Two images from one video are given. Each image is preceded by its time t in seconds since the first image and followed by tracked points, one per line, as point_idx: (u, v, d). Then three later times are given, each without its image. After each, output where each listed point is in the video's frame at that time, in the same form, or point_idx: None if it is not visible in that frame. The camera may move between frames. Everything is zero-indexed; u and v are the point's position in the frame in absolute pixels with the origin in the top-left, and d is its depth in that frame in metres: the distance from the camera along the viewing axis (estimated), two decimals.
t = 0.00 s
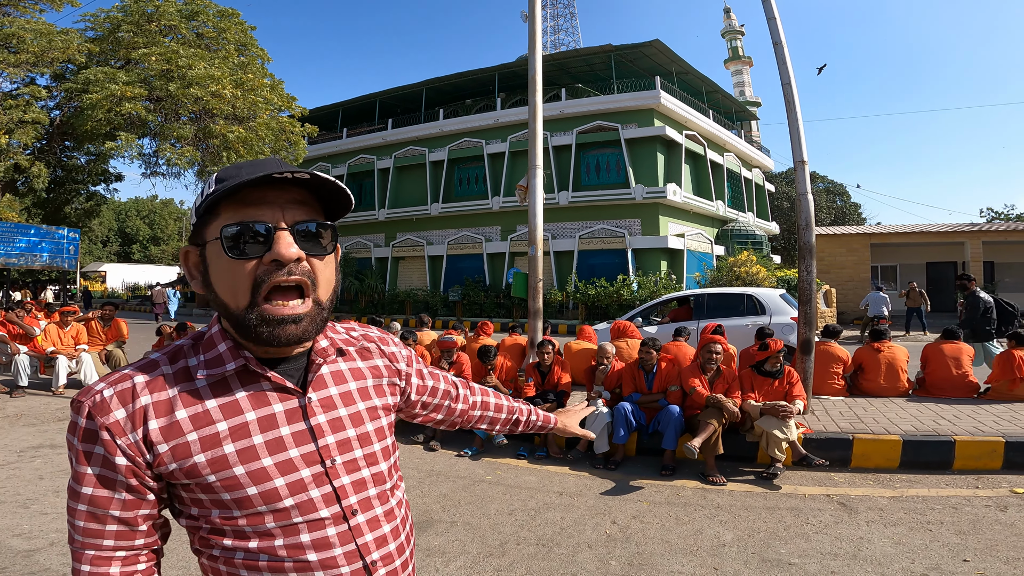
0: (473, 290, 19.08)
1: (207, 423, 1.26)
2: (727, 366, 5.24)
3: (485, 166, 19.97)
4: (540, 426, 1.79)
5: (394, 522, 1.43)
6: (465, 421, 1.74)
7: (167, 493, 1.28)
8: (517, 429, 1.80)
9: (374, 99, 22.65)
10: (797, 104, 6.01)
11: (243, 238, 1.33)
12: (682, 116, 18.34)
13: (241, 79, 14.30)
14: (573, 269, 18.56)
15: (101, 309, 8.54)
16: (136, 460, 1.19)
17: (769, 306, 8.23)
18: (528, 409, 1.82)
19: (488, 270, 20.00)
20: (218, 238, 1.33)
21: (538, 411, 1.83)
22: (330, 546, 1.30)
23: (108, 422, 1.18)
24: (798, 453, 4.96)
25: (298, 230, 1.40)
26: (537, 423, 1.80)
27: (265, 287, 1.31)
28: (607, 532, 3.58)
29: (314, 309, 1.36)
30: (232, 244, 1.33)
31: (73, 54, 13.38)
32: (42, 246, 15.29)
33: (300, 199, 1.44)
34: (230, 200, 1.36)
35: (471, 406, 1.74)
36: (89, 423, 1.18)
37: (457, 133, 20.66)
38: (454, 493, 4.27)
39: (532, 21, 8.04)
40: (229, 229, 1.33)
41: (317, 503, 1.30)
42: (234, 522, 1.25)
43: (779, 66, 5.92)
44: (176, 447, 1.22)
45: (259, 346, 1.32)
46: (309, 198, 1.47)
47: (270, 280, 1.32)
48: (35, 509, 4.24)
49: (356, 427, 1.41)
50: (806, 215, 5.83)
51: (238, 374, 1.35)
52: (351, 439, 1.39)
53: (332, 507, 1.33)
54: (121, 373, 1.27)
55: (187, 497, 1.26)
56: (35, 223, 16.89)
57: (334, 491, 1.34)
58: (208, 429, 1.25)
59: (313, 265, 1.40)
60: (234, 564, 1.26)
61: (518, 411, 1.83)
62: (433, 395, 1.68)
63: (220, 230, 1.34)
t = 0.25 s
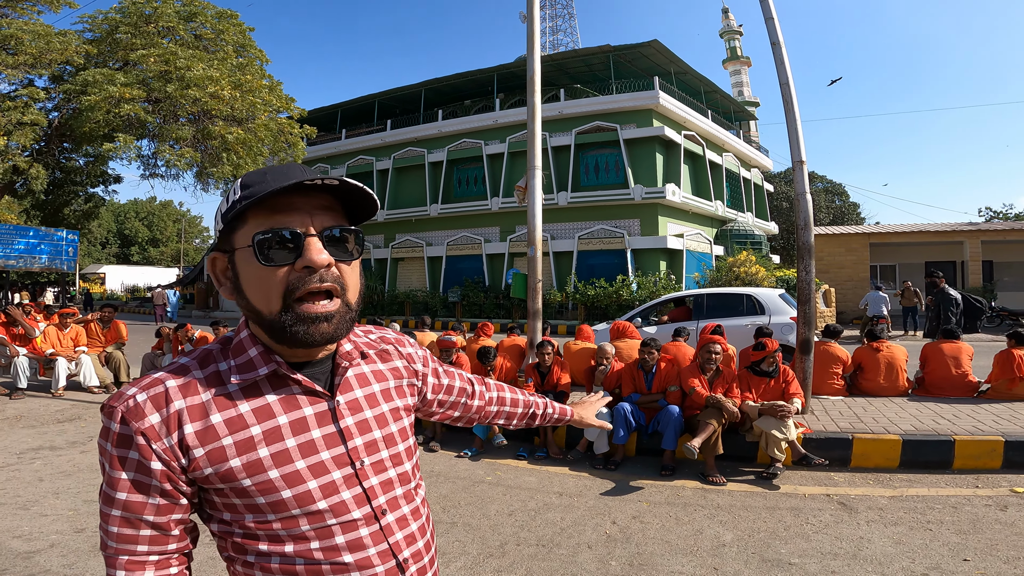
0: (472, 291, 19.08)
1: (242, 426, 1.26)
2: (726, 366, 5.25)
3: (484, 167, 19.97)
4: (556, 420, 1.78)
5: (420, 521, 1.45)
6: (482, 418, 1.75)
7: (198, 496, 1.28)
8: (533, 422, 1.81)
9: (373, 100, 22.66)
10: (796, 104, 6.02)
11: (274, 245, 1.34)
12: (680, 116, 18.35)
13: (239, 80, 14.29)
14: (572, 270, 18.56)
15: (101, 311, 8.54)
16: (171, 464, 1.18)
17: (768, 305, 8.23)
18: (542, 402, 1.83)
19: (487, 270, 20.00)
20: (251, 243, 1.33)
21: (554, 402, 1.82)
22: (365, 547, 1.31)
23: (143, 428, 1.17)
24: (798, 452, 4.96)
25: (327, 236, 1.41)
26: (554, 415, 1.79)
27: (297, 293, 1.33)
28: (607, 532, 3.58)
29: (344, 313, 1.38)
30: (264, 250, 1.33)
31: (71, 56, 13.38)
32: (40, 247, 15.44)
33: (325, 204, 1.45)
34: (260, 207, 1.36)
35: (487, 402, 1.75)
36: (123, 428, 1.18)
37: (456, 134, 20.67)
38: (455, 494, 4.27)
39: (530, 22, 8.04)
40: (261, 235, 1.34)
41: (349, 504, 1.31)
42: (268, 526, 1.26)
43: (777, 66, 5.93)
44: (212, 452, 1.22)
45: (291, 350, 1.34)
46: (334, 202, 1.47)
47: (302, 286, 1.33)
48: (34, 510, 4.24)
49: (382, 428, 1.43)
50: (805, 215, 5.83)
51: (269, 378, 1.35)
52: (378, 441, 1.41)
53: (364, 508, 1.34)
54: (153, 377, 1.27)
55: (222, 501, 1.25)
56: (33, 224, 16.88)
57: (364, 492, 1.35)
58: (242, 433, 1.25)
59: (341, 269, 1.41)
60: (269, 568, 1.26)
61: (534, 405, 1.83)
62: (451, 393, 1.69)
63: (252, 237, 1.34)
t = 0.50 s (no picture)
0: (470, 292, 19.07)
1: (266, 433, 1.26)
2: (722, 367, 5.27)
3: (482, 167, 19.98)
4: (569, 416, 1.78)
5: (434, 524, 1.47)
6: (496, 417, 1.76)
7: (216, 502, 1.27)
8: (548, 418, 1.81)
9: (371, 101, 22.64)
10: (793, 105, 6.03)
11: (302, 253, 1.34)
12: (678, 117, 18.38)
13: (237, 81, 14.25)
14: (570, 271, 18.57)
15: (97, 311, 8.52)
16: (194, 470, 1.18)
17: (766, 307, 8.25)
18: (557, 399, 1.83)
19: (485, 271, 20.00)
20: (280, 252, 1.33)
21: (568, 398, 1.85)
22: (386, 552, 1.31)
23: (168, 433, 1.17)
24: (794, 453, 4.97)
25: (354, 244, 1.42)
26: (569, 411, 1.82)
27: (325, 300, 1.34)
28: (605, 533, 3.58)
29: (369, 321, 1.38)
30: (292, 259, 1.34)
31: (68, 56, 13.35)
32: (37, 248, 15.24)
33: (351, 211, 1.46)
34: (287, 214, 1.37)
35: (500, 401, 1.76)
36: (147, 433, 1.17)
37: (454, 135, 20.67)
38: (452, 495, 4.27)
39: (528, 23, 8.05)
40: (289, 243, 1.34)
41: (369, 508, 1.32)
42: (289, 531, 1.25)
43: (774, 68, 5.95)
44: (237, 458, 1.21)
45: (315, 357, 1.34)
46: (359, 211, 1.49)
47: (329, 294, 1.34)
48: (30, 511, 4.22)
49: (399, 433, 1.44)
50: (802, 216, 5.85)
51: (294, 384, 1.35)
52: (395, 446, 1.42)
53: (383, 512, 1.34)
54: (177, 381, 1.26)
55: (240, 507, 1.25)
56: (29, 225, 16.82)
57: (384, 497, 1.36)
58: (267, 440, 1.25)
59: (367, 277, 1.42)
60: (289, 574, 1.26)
61: (549, 401, 1.83)
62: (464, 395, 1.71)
63: (281, 245, 1.34)
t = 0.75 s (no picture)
0: (467, 293, 19.05)
1: (258, 440, 1.23)
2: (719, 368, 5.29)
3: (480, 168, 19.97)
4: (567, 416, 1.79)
5: (433, 531, 1.48)
6: (490, 420, 1.76)
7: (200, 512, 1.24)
8: (546, 420, 1.81)
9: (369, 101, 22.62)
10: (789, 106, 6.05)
11: (300, 244, 1.33)
12: (675, 118, 18.42)
13: (234, 81, 14.21)
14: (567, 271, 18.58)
15: (93, 312, 8.50)
16: (177, 482, 1.15)
17: (762, 307, 8.27)
18: (554, 400, 1.83)
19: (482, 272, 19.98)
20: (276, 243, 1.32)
21: (566, 399, 1.84)
22: (388, 562, 1.31)
23: (148, 442, 1.14)
24: (789, 454, 4.98)
25: (353, 237, 1.42)
26: (568, 411, 1.82)
27: (320, 295, 1.33)
28: (601, 534, 3.58)
29: (366, 317, 1.38)
30: (289, 251, 1.33)
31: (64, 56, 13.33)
32: (30, 248, 15.21)
33: (352, 203, 1.46)
34: (285, 204, 1.36)
35: (494, 404, 1.76)
36: (125, 443, 1.14)
37: (452, 136, 20.66)
38: (449, 496, 4.27)
39: (526, 23, 8.06)
40: (286, 234, 1.33)
41: (369, 519, 1.31)
42: (283, 546, 1.23)
43: (770, 68, 5.97)
44: (226, 467, 1.19)
45: (310, 356, 1.33)
46: (359, 202, 1.48)
47: (327, 288, 1.33)
48: (25, 512, 4.21)
49: (396, 440, 1.44)
50: (798, 217, 5.87)
51: (286, 388, 1.33)
52: (392, 453, 1.42)
53: (383, 522, 1.34)
54: (156, 387, 1.22)
55: (227, 520, 1.23)
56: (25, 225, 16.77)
57: (384, 506, 1.35)
58: (259, 448, 1.23)
59: (365, 272, 1.41)
60: None
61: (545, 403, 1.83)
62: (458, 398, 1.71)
63: (275, 236, 1.33)
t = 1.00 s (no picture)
0: (464, 292, 19.05)
1: (241, 451, 1.17)
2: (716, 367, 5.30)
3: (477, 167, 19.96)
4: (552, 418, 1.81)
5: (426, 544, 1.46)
6: (475, 424, 1.76)
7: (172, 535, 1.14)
8: (528, 423, 1.83)
9: (366, 101, 22.60)
10: (785, 107, 6.07)
11: (262, 236, 1.28)
12: (672, 118, 18.44)
13: (230, 80, 14.17)
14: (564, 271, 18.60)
15: (88, 311, 8.46)
16: (150, 499, 1.06)
17: (758, 307, 8.29)
18: (538, 403, 1.85)
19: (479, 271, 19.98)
20: (238, 235, 1.26)
21: (548, 402, 1.87)
22: None
23: (115, 456, 1.04)
24: (785, 453, 5.01)
25: (322, 223, 1.37)
26: (550, 414, 1.85)
27: (291, 291, 1.27)
28: (599, 533, 3.59)
29: (344, 311, 1.32)
30: (250, 244, 1.27)
31: (59, 55, 13.26)
32: (25, 246, 15.09)
33: (321, 185, 1.41)
34: (244, 192, 1.31)
35: (479, 407, 1.76)
36: (85, 457, 1.03)
37: (449, 135, 20.65)
38: (446, 495, 4.27)
39: (524, 22, 8.05)
40: (245, 224, 1.27)
41: (364, 533, 1.27)
42: (272, 566, 1.16)
43: (767, 69, 5.98)
44: (206, 482, 1.11)
45: (287, 357, 1.27)
46: (328, 186, 1.44)
47: (298, 283, 1.28)
48: (21, 511, 4.20)
49: (386, 447, 1.41)
50: (794, 217, 5.88)
51: (268, 394, 1.29)
52: (383, 461, 1.39)
53: (380, 535, 1.31)
54: (119, 394, 1.12)
55: (205, 541, 1.13)
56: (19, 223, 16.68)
57: (379, 517, 1.32)
58: (242, 459, 1.16)
59: (342, 263, 1.36)
60: None
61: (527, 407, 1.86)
62: (444, 402, 1.70)
63: (236, 228, 1.27)
